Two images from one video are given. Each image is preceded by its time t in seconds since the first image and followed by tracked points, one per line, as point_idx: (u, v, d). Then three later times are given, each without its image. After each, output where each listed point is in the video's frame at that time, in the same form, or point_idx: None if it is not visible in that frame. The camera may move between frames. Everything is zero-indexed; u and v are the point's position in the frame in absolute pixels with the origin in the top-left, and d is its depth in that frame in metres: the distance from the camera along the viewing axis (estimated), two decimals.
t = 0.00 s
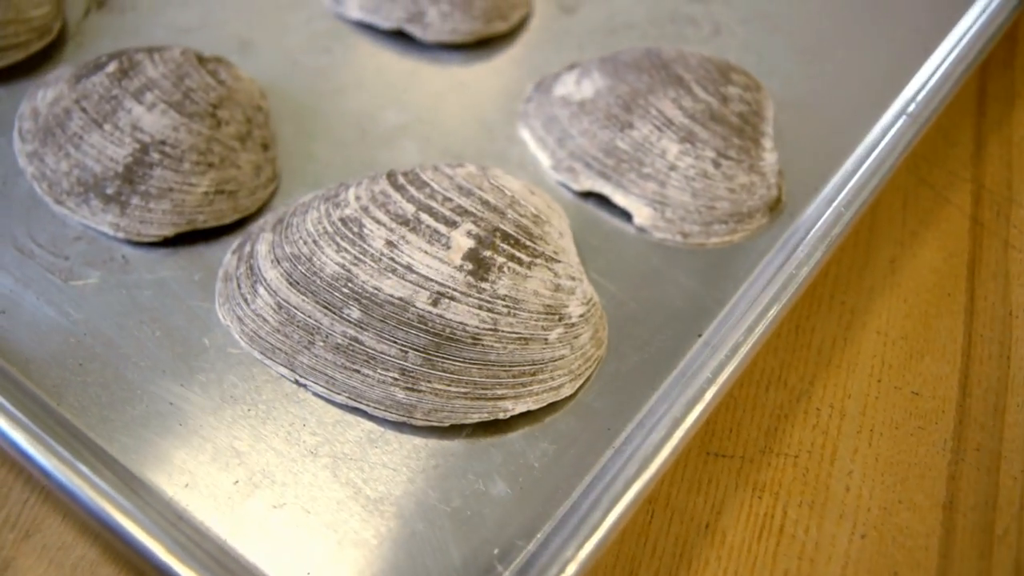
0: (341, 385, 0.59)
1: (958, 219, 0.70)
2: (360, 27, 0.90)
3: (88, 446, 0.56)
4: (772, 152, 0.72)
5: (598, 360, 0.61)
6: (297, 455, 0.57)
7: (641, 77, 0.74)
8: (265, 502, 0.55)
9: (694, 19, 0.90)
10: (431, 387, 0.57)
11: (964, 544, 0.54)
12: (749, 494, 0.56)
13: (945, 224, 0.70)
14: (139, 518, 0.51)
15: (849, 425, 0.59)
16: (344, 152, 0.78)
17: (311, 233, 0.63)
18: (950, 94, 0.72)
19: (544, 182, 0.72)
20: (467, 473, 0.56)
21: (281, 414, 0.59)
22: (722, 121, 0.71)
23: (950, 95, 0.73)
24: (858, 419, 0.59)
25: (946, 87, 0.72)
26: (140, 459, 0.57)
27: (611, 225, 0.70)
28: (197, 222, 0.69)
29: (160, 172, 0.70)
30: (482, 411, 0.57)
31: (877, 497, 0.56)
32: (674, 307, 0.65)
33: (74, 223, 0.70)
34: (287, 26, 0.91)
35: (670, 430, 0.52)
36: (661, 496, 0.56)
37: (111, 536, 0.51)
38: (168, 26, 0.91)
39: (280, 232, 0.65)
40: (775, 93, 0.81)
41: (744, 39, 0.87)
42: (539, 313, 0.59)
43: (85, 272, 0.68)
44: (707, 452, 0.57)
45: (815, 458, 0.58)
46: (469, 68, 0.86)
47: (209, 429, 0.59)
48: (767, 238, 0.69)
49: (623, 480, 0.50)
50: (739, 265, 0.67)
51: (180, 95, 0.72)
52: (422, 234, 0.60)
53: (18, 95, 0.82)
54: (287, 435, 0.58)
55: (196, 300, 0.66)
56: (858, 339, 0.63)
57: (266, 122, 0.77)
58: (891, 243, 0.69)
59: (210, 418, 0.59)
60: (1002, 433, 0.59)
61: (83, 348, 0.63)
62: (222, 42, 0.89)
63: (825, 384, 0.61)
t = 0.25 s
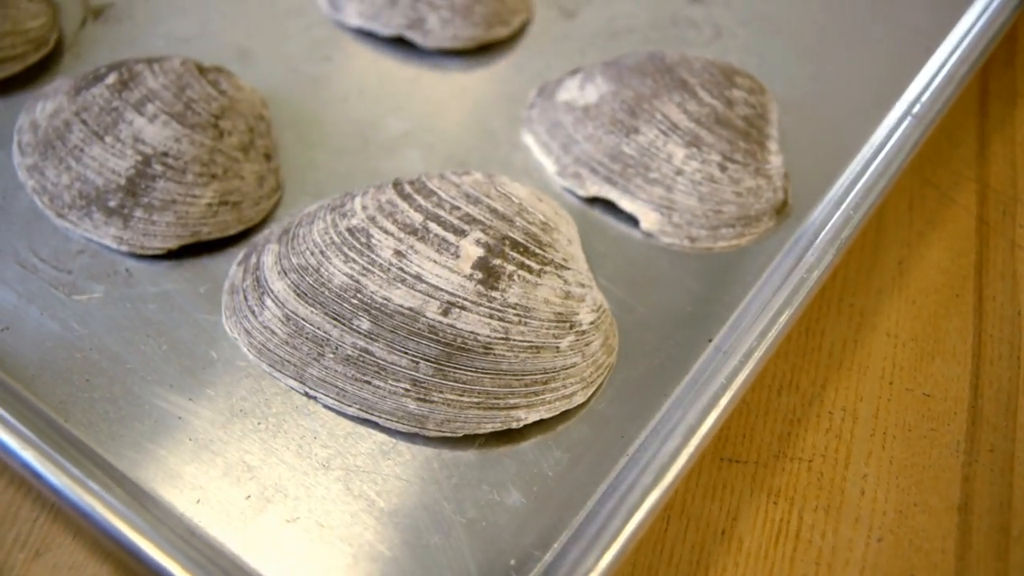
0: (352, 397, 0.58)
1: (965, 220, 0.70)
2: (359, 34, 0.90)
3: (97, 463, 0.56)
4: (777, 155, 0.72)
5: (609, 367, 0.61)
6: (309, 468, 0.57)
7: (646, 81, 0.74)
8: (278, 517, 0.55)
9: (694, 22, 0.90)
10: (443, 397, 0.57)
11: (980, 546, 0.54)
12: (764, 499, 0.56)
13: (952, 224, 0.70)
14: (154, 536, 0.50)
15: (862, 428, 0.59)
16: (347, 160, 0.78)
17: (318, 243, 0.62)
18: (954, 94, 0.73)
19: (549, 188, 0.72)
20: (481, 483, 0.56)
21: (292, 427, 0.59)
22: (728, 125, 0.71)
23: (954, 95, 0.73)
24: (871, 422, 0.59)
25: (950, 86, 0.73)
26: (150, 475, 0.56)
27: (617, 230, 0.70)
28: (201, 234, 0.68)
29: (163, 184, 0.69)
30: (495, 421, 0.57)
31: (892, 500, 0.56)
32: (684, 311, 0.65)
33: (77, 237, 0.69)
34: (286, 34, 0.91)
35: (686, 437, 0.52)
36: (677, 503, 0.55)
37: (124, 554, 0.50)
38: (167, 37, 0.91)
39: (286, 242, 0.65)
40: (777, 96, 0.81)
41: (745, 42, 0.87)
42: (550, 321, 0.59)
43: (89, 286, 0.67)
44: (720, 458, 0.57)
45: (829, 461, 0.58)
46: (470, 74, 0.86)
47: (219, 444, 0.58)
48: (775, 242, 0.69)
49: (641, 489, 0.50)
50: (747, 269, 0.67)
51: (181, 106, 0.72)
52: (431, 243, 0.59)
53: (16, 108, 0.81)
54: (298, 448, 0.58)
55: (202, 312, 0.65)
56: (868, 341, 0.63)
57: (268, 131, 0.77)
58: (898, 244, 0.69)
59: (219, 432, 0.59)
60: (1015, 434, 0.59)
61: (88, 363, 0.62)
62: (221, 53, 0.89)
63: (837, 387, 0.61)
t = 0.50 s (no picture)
0: (363, 409, 0.58)
1: (970, 219, 0.70)
2: (359, 41, 0.90)
3: (107, 480, 0.55)
4: (782, 157, 0.72)
5: (620, 373, 0.61)
6: (321, 481, 0.56)
7: (649, 85, 0.74)
8: (292, 531, 0.54)
9: (694, 25, 0.90)
10: (455, 407, 0.56)
11: (996, 547, 0.54)
12: (779, 504, 0.56)
13: (957, 224, 0.70)
14: (167, 554, 0.50)
15: (874, 430, 0.59)
16: (351, 168, 0.78)
17: (325, 254, 0.62)
18: (958, 95, 0.74)
19: (553, 194, 0.72)
20: (495, 493, 0.56)
21: (303, 440, 0.58)
22: (733, 128, 0.71)
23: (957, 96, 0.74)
24: (884, 424, 0.59)
25: (954, 87, 0.74)
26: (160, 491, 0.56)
27: (623, 235, 0.70)
28: (205, 246, 0.68)
29: (166, 196, 0.68)
30: (508, 430, 0.57)
31: (907, 502, 0.56)
32: (693, 315, 0.65)
33: (79, 250, 0.68)
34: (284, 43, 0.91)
35: (702, 444, 0.53)
36: (692, 509, 0.55)
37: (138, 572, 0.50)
38: (164, 47, 0.90)
39: (292, 253, 0.64)
40: (779, 97, 0.81)
41: (745, 44, 0.87)
42: (561, 328, 0.58)
43: (93, 300, 0.66)
44: (734, 463, 0.57)
45: (843, 464, 0.57)
46: (471, 80, 0.86)
47: (229, 458, 0.57)
48: (781, 244, 0.69)
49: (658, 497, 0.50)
50: (754, 272, 0.67)
51: (182, 117, 0.71)
52: (440, 252, 0.59)
53: (13, 120, 0.80)
54: (310, 461, 0.57)
55: (208, 325, 0.65)
56: (878, 343, 0.63)
57: (270, 141, 0.76)
58: (904, 245, 0.69)
59: (229, 446, 0.58)
60: None
61: (93, 378, 0.62)
62: (220, 62, 0.89)
63: (848, 389, 0.61)
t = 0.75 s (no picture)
0: (374, 420, 0.57)
1: (975, 218, 0.71)
2: (357, 49, 0.89)
3: (117, 497, 0.55)
4: (786, 159, 0.72)
5: (631, 379, 0.61)
6: (334, 493, 0.56)
7: (653, 89, 0.74)
8: (305, 545, 0.54)
9: (693, 28, 0.90)
10: (467, 417, 0.56)
11: (1012, 547, 0.54)
12: (794, 507, 0.56)
13: (962, 223, 0.70)
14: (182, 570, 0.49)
15: (887, 431, 0.59)
16: (354, 176, 0.77)
17: (332, 264, 0.61)
18: (960, 95, 0.75)
19: (558, 199, 0.72)
20: (510, 502, 0.55)
21: (314, 452, 0.58)
22: (738, 130, 0.71)
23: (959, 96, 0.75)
24: (896, 425, 0.59)
25: (956, 87, 0.75)
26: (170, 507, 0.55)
27: (629, 239, 0.70)
28: (209, 257, 0.67)
29: (169, 208, 0.68)
30: (521, 438, 0.56)
31: (921, 503, 0.56)
32: (702, 319, 0.65)
33: (81, 264, 0.68)
34: (282, 51, 0.90)
35: (717, 450, 0.53)
36: (708, 514, 0.55)
37: None
38: (161, 57, 0.90)
39: (298, 264, 0.63)
40: (781, 98, 0.81)
41: (744, 45, 0.87)
42: (572, 335, 0.58)
43: (96, 314, 0.66)
44: (748, 467, 0.57)
45: (857, 466, 0.57)
46: (472, 85, 0.86)
47: (239, 472, 0.57)
48: (788, 246, 0.69)
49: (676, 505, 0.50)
50: (762, 275, 0.67)
51: (183, 128, 0.70)
52: (448, 260, 0.59)
53: (10, 133, 0.79)
54: (322, 474, 0.57)
55: (214, 338, 0.64)
56: (887, 343, 0.63)
57: (271, 150, 0.76)
58: (910, 245, 0.69)
59: (238, 460, 0.58)
60: None
61: (99, 393, 0.61)
62: (218, 71, 0.88)
63: (859, 391, 0.61)
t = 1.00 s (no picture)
0: (386, 430, 0.57)
1: (978, 216, 0.71)
2: (355, 55, 0.89)
3: (128, 513, 0.54)
4: (790, 160, 0.72)
5: (641, 384, 0.61)
6: (347, 506, 0.56)
7: (655, 92, 0.74)
8: (320, 559, 0.53)
9: (692, 30, 0.90)
10: (480, 425, 0.56)
11: None
12: (808, 509, 0.55)
13: (966, 221, 0.71)
14: None
15: (898, 431, 0.59)
16: (357, 184, 0.77)
17: (339, 274, 0.61)
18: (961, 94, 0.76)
19: (563, 204, 0.72)
20: (524, 510, 0.55)
21: (326, 464, 0.57)
22: (742, 132, 0.71)
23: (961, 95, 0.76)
24: (907, 424, 0.59)
25: (957, 85, 0.76)
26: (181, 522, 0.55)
27: (635, 243, 0.69)
28: (213, 269, 0.67)
29: (172, 220, 0.67)
30: (534, 446, 0.56)
31: (935, 503, 0.56)
32: (710, 322, 0.65)
33: (84, 278, 0.67)
34: (279, 58, 0.90)
35: (733, 454, 0.53)
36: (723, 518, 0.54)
37: None
38: (158, 67, 0.89)
39: (304, 274, 0.63)
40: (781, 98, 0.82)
41: (743, 47, 0.88)
42: (582, 341, 0.58)
43: (100, 329, 0.65)
44: (761, 470, 0.57)
45: (869, 467, 0.57)
46: (472, 90, 0.86)
47: (250, 485, 0.56)
48: (794, 247, 0.69)
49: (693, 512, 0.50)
50: (769, 276, 0.67)
51: (184, 138, 0.70)
52: (457, 268, 0.58)
53: (7, 146, 0.79)
54: (334, 486, 0.56)
55: (220, 350, 0.64)
56: (896, 343, 0.63)
57: (273, 159, 0.75)
58: (915, 244, 0.69)
59: (249, 474, 0.57)
60: None
61: (105, 408, 0.60)
62: (215, 81, 0.88)
63: (869, 391, 0.61)
